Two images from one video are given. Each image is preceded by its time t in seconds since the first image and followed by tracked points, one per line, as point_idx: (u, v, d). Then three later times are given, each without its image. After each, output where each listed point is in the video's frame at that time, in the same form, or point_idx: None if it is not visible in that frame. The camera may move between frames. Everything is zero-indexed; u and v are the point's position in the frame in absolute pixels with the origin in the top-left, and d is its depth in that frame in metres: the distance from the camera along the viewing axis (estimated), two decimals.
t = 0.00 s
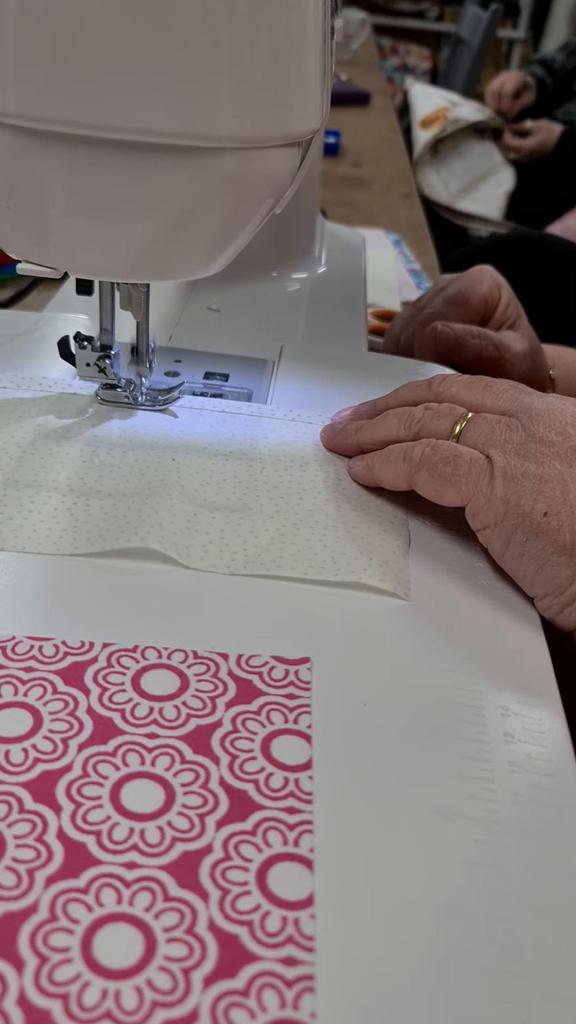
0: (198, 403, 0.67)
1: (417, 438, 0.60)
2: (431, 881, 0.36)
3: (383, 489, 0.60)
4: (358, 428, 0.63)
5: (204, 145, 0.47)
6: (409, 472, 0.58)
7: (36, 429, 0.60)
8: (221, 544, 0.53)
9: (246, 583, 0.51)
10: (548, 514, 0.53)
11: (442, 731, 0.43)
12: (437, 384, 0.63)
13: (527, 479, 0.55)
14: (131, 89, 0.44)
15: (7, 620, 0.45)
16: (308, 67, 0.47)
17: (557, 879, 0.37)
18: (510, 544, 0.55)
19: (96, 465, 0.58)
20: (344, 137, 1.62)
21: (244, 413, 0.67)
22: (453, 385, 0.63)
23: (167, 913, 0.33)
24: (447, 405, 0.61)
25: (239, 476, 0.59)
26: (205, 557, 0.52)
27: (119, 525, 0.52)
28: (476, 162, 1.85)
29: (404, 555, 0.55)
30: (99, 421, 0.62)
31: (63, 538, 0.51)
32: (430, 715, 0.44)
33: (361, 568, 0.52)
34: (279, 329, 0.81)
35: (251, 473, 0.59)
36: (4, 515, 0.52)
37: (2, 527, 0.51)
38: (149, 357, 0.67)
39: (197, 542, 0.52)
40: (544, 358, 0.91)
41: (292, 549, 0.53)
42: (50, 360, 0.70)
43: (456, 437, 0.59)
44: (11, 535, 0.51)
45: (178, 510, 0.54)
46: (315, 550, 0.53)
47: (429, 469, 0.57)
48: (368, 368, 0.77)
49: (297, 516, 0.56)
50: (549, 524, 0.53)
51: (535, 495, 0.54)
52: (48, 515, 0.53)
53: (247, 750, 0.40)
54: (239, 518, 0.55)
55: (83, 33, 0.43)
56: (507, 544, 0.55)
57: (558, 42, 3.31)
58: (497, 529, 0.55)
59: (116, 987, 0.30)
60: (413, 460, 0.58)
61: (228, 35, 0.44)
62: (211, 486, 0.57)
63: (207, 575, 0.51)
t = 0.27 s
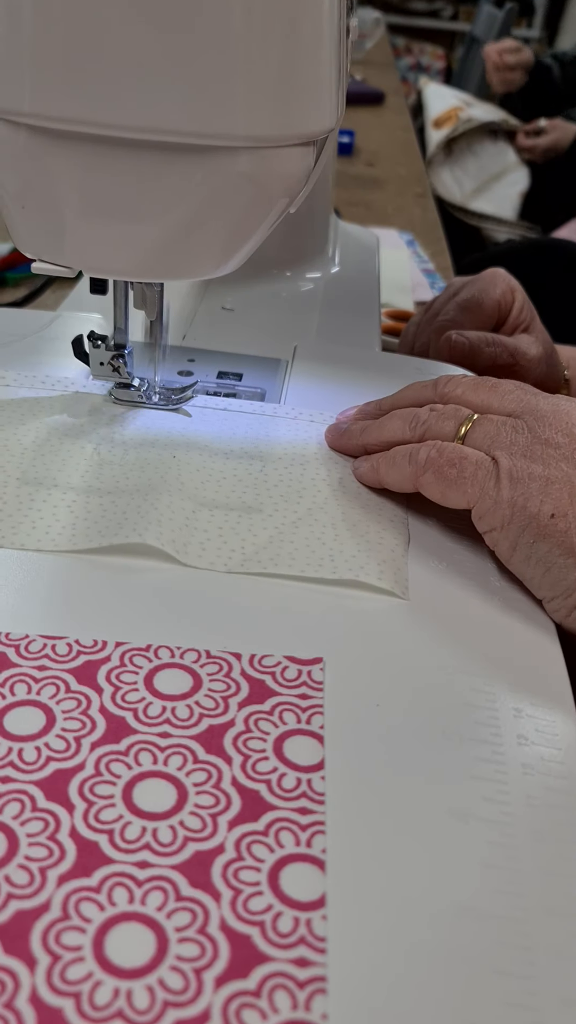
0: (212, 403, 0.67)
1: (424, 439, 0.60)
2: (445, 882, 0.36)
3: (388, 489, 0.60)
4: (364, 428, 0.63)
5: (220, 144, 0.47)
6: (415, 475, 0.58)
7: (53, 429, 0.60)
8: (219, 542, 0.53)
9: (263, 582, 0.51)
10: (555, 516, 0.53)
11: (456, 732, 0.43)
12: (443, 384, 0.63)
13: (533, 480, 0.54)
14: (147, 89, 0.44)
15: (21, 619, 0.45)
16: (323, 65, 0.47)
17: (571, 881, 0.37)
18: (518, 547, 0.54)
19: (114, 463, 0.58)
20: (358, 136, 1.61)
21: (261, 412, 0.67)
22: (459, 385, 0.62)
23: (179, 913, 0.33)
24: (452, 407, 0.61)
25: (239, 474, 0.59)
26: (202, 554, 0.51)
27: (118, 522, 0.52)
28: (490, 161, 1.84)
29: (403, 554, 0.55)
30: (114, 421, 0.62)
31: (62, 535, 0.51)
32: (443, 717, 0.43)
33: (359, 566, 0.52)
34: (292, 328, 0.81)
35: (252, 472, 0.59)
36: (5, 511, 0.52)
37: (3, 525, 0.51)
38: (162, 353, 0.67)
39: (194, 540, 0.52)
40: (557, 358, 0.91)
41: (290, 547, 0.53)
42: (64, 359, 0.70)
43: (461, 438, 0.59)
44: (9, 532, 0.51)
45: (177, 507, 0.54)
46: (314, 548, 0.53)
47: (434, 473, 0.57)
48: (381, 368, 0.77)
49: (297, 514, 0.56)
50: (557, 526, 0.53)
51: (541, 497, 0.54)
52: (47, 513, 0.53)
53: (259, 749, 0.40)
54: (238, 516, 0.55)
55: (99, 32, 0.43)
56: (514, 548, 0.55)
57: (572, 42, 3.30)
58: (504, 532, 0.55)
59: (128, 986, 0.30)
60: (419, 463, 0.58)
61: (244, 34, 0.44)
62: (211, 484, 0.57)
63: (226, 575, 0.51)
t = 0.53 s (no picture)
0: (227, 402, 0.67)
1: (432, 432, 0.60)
2: (461, 885, 0.36)
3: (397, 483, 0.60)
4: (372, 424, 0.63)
5: (237, 143, 0.47)
6: (423, 465, 0.57)
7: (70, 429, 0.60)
8: (220, 539, 0.52)
9: (278, 580, 0.50)
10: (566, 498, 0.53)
11: (472, 734, 0.43)
12: (452, 378, 0.62)
13: (543, 463, 0.54)
14: (165, 88, 0.44)
15: (37, 617, 0.46)
16: (342, 65, 0.47)
17: None
18: (528, 531, 0.54)
19: (130, 460, 0.58)
20: (374, 135, 1.61)
21: (275, 410, 0.67)
22: (466, 379, 0.62)
23: (194, 914, 0.32)
24: (460, 398, 0.60)
25: (243, 471, 0.59)
26: (204, 551, 0.51)
27: (118, 519, 0.52)
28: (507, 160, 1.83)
29: (406, 551, 0.54)
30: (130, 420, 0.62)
31: (64, 531, 0.51)
32: (460, 719, 0.43)
33: (360, 563, 0.52)
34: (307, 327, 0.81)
35: (255, 469, 0.59)
36: (8, 507, 0.52)
37: (5, 521, 0.51)
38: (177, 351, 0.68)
39: (195, 538, 0.52)
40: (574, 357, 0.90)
41: (291, 544, 0.53)
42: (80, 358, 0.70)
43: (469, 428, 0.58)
44: (12, 529, 0.51)
45: (179, 505, 0.54)
46: (316, 546, 0.53)
47: (443, 462, 0.56)
48: (396, 367, 0.77)
49: (300, 512, 0.55)
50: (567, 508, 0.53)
51: (551, 479, 0.54)
52: (50, 510, 0.53)
53: (275, 750, 0.40)
54: (240, 514, 0.54)
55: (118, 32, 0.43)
56: (525, 531, 0.54)
57: None
58: (514, 517, 0.54)
59: (142, 987, 0.30)
60: (428, 453, 0.57)
61: (263, 33, 0.44)
62: (214, 481, 0.57)
63: (240, 573, 0.50)
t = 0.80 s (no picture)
0: (237, 400, 0.67)
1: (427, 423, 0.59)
2: (470, 887, 0.35)
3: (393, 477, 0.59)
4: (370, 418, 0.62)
5: (246, 139, 0.47)
6: (417, 458, 0.57)
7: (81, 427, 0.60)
8: (214, 536, 0.52)
9: (285, 579, 0.50)
10: (558, 480, 0.52)
11: (481, 736, 0.42)
12: (448, 370, 0.62)
13: (535, 447, 0.53)
14: (175, 84, 0.44)
15: (45, 615, 0.45)
16: (353, 63, 0.47)
17: None
18: (523, 517, 0.53)
19: (140, 457, 0.58)
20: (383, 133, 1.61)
21: (284, 407, 0.67)
22: (462, 371, 0.61)
23: (201, 915, 0.32)
24: (454, 388, 0.60)
25: (238, 468, 0.58)
26: (197, 549, 0.51)
27: (113, 515, 0.52)
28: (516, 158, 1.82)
29: (401, 549, 0.54)
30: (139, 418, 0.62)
31: (58, 527, 0.51)
32: (469, 720, 0.43)
33: (355, 560, 0.52)
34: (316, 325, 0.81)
35: (251, 466, 0.59)
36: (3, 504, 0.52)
37: None
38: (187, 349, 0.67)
39: (189, 535, 0.52)
40: None
41: (286, 540, 0.52)
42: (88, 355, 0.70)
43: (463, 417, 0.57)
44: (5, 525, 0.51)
45: (174, 502, 0.54)
46: (311, 542, 0.52)
47: (436, 453, 0.56)
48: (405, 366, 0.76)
49: (296, 509, 0.55)
50: (560, 490, 0.52)
51: (544, 463, 0.53)
52: (44, 506, 0.52)
53: (283, 750, 0.39)
54: (235, 510, 0.54)
55: (128, 29, 0.43)
56: (520, 518, 0.53)
57: None
58: (508, 504, 0.54)
59: (149, 988, 0.30)
60: (421, 445, 0.57)
61: (273, 30, 0.44)
62: (210, 478, 0.57)
63: (248, 571, 0.50)
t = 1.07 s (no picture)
0: (244, 398, 0.66)
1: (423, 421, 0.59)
2: (477, 889, 0.35)
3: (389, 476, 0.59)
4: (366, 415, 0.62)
5: (254, 137, 0.46)
6: (413, 457, 0.57)
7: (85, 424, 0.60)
8: (203, 532, 0.52)
9: (291, 579, 0.50)
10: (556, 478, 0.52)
11: (488, 737, 0.42)
12: (445, 368, 0.62)
13: (532, 446, 0.53)
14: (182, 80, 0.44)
15: (50, 614, 0.45)
16: (362, 60, 0.47)
17: None
18: (520, 515, 0.53)
19: (146, 454, 0.58)
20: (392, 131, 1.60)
21: (291, 406, 0.66)
22: (457, 368, 0.61)
23: (207, 916, 0.32)
24: (450, 385, 0.59)
25: (229, 465, 0.58)
26: (186, 545, 0.51)
27: (108, 512, 0.52)
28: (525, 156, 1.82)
29: (391, 546, 0.54)
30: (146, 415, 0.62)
31: (47, 523, 0.51)
32: (476, 722, 0.43)
33: (344, 556, 0.51)
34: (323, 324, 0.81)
35: (242, 463, 0.58)
36: None
37: None
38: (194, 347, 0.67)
39: (177, 531, 0.52)
40: None
41: (275, 536, 0.52)
42: (95, 353, 0.70)
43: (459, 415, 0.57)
44: None
45: (163, 498, 0.53)
46: (301, 539, 0.52)
47: (431, 451, 0.56)
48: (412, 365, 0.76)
49: (286, 505, 0.55)
50: (558, 488, 0.52)
51: (541, 460, 0.53)
52: (34, 502, 0.52)
53: (290, 750, 0.39)
54: (224, 507, 0.54)
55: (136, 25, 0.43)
56: (516, 515, 0.53)
57: None
58: (504, 502, 0.53)
59: (154, 989, 0.30)
60: (416, 444, 0.57)
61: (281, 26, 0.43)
62: (201, 475, 0.57)
63: (255, 570, 0.50)
